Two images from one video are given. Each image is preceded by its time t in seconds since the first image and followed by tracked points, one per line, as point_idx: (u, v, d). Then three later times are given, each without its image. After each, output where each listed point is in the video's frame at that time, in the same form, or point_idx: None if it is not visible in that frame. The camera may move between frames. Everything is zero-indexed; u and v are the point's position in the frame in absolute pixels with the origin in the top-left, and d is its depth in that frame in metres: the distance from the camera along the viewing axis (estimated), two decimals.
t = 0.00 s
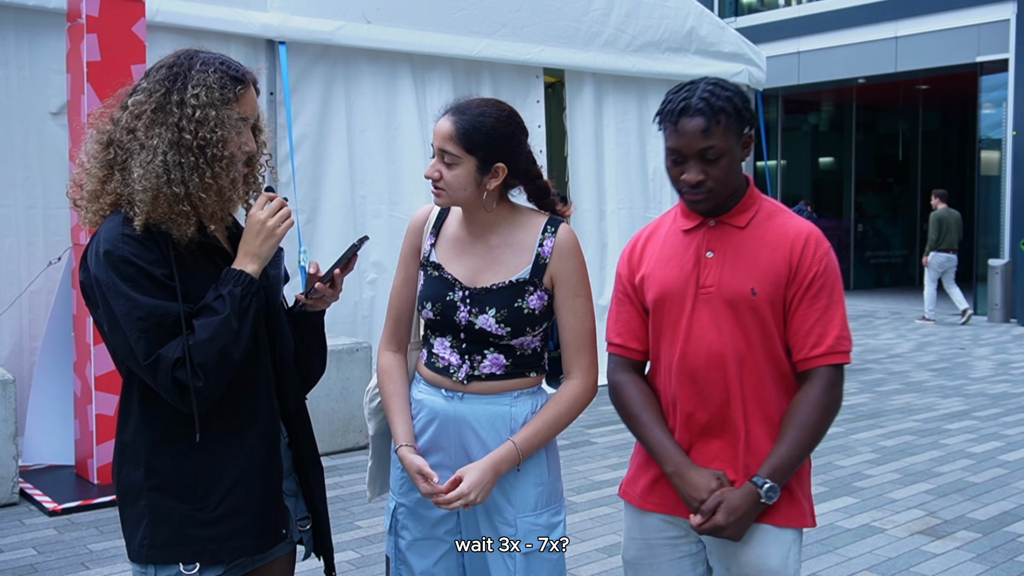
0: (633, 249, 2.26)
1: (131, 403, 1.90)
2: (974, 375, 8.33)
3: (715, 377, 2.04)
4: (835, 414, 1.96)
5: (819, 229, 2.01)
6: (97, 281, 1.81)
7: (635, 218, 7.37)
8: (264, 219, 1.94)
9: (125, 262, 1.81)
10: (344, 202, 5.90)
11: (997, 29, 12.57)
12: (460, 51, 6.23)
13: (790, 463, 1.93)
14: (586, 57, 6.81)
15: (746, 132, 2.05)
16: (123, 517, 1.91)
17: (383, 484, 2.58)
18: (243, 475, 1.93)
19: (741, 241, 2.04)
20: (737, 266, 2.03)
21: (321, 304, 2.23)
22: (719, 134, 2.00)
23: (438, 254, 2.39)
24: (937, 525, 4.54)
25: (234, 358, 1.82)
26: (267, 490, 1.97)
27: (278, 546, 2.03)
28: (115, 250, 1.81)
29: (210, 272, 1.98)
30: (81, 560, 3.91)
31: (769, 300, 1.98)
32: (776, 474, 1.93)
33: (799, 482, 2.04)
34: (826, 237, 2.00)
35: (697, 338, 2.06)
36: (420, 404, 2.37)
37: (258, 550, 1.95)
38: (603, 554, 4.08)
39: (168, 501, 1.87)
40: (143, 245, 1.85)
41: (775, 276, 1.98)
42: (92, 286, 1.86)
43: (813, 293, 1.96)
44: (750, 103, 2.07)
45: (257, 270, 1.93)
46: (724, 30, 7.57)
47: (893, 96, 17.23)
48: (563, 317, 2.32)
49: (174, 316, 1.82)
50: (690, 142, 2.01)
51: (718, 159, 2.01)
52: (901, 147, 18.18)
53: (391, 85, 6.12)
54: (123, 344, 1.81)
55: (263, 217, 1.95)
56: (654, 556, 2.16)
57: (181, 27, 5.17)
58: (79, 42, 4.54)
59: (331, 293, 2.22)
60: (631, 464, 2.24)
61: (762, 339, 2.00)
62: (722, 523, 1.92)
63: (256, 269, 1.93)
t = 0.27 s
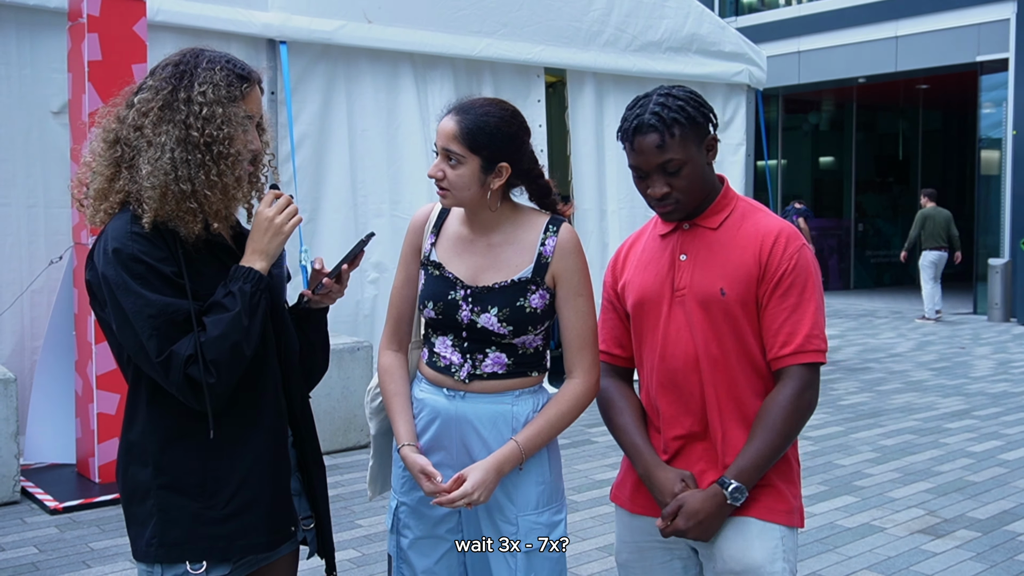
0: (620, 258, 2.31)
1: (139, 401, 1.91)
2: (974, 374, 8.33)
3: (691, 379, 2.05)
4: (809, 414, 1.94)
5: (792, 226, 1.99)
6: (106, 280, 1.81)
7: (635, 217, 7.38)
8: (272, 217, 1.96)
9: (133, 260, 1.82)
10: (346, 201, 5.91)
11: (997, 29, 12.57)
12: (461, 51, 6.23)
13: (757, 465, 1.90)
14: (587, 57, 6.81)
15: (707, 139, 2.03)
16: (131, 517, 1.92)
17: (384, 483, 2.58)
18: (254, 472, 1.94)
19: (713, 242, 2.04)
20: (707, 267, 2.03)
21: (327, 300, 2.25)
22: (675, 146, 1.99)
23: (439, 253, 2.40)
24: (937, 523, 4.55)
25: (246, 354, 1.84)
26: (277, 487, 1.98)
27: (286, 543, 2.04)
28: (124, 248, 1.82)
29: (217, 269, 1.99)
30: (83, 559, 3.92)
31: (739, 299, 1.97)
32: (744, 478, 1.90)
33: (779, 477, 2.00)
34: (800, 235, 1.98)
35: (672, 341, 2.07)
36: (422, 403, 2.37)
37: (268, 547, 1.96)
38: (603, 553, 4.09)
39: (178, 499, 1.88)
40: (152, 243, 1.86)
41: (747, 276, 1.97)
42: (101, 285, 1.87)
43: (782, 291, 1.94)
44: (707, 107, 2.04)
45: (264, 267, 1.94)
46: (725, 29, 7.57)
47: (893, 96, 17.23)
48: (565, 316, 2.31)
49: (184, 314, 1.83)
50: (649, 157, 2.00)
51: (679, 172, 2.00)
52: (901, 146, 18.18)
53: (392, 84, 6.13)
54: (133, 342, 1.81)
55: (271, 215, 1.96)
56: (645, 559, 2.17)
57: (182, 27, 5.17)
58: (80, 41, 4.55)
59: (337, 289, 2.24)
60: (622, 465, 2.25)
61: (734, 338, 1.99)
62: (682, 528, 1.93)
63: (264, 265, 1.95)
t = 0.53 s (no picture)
0: (618, 258, 2.30)
1: (144, 400, 1.92)
2: (975, 374, 8.33)
3: (689, 382, 2.05)
4: (807, 419, 1.94)
5: (792, 228, 1.98)
6: (114, 278, 1.82)
7: (637, 218, 7.39)
8: (277, 214, 1.98)
9: (141, 259, 1.83)
10: (346, 201, 5.93)
11: (998, 29, 12.57)
12: (461, 52, 6.24)
13: (757, 477, 1.91)
14: (588, 58, 6.83)
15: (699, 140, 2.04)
16: (135, 517, 1.93)
17: (384, 482, 2.59)
18: (258, 471, 1.96)
19: (711, 244, 2.04)
20: (704, 270, 2.03)
21: (331, 301, 2.26)
22: (666, 149, 1.99)
23: (440, 252, 2.41)
24: (937, 523, 4.55)
25: (256, 350, 1.86)
26: (282, 486, 2.00)
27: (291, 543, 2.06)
28: (133, 248, 1.83)
29: (226, 269, 2.01)
30: (84, 558, 3.94)
31: (737, 301, 1.98)
32: (744, 494, 1.91)
33: (778, 483, 2.00)
34: (800, 237, 1.97)
35: (671, 344, 2.07)
36: (424, 403, 2.38)
37: (273, 546, 1.98)
38: (604, 552, 4.10)
39: (184, 498, 1.89)
40: (159, 243, 1.87)
41: (744, 279, 1.97)
42: (107, 285, 1.88)
43: (780, 294, 1.94)
44: (699, 108, 2.05)
45: (272, 263, 1.96)
46: (725, 30, 7.57)
47: (895, 96, 17.22)
48: (567, 316, 2.32)
49: (193, 311, 1.84)
50: (641, 162, 2.00)
51: (673, 175, 2.01)
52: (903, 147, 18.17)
53: (393, 85, 6.15)
54: (142, 341, 1.82)
55: (276, 212, 1.98)
56: (645, 562, 2.18)
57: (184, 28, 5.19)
58: (82, 43, 4.57)
59: (342, 289, 2.25)
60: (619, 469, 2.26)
61: (732, 342, 2.00)
62: (688, 548, 1.96)
63: (272, 262, 1.97)
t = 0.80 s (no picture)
0: (621, 256, 2.30)
1: (152, 400, 1.92)
2: (975, 374, 8.34)
3: (695, 384, 2.05)
4: (814, 423, 1.95)
5: (800, 232, 1.99)
6: (129, 279, 1.83)
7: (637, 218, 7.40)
8: (289, 216, 2.02)
9: (156, 260, 1.84)
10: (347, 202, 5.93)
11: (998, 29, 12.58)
12: (462, 52, 6.25)
13: (764, 481, 1.91)
14: (588, 58, 6.83)
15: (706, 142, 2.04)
16: (138, 517, 1.93)
17: (384, 482, 2.59)
18: (264, 472, 1.97)
19: (718, 247, 2.04)
20: (711, 272, 2.03)
21: (334, 301, 2.26)
22: (672, 152, 2.00)
23: (441, 252, 2.42)
24: (938, 523, 4.56)
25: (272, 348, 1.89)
26: (286, 486, 2.02)
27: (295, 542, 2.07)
28: (147, 249, 1.84)
29: (238, 272, 2.04)
30: (87, 557, 3.95)
31: (744, 305, 1.98)
32: (751, 495, 1.91)
33: (782, 486, 2.01)
34: (807, 240, 1.98)
35: (677, 345, 2.08)
36: (425, 402, 2.39)
37: (277, 547, 1.99)
38: (605, 552, 4.11)
39: (191, 498, 1.90)
40: (172, 244, 1.88)
41: (751, 283, 1.98)
42: (119, 285, 1.88)
43: (788, 299, 1.94)
44: (706, 110, 2.05)
45: (285, 264, 1.99)
46: (726, 30, 7.58)
47: (895, 96, 17.24)
48: (568, 316, 2.32)
49: (209, 310, 1.85)
50: (647, 163, 2.01)
51: (678, 177, 2.01)
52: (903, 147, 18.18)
53: (394, 85, 6.15)
54: (157, 341, 1.82)
55: (287, 214, 2.02)
56: (647, 563, 2.18)
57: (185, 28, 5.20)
58: (85, 43, 4.58)
59: (345, 291, 2.23)
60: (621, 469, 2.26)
61: (738, 346, 2.00)
62: (694, 549, 1.95)
63: (285, 262, 2.00)
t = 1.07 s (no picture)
0: (621, 257, 2.31)
1: (160, 401, 1.92)
2: (975, 374, 8.34)
3: (695, 384, 2.06)
4: (813, 423, 1.95)
5: (800, 231, 2.00)
6: (138, 280, 1.83)
7: (638, 218, 7.40)
8: (295, 216, 2.04)
9: (165, 260, 1.84)
10: (348, 202, 5.94)
11: (998, 29, 12.59)
12: (463, 53, 6.26)
13: (763, 481, 1.92)
14: (589, 58, 6.84)
15: (705, 143, 2.04)
16: (146, 518, 1.93)
17: (385, 482, 2.60)
18: (272, 472, 1.99)
19: (717, 246, 2.05)
20: (711, 272, 2.04)
21: (335, 300, 2.26)
22: (666, 146, 2.00)
23: (442, 251, 2.42)
24: (938, 523, 4.56)
25: (283, 346, 1.91)
26: (293, 485, 2.03)
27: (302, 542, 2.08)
28: (156, 250, 1.85)
29: (245, 274, 2.05)
30: (88, 557, 3.95)
31: (743, 305, 1.99)
32: (751, 495, 1.92)
33: (782, 486, 2.01)
34: (807, 239, 1.99)
35: (678, 345, 2.08)
36: (425, 402, 2.39)
37: (286, 546, 2.00)
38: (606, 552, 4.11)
39: (199, 499, 1.90)
40: (182, 245, 1.89)
41: (751, 282, 1.98)
42: (126, 286, 1.88)
43: (788, 299, 1.95)
44: (709, 113, 2.05)
45: (291, 263, 2.01)
46: (726, 31, 7.59)
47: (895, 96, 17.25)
48: (568, 316, 2.33)
49: (221, 310, 1.86)
50: (639, 155, 2.02)
51: (670, 172, 2.01)
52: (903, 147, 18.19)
53: (395, 84, 6.16)
54: (167, 342, 1.82)
55: (293, 214, 2.04)
56: (648, 563, 2.19)
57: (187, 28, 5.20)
58: (86, 44, 4.58)
59: (347, 290, 2.24)
60: (622, 470, 2.27)
61: (737, 346, 2.01)
62: (693, 549, 1.96)
63: (291, 262, 2.02)
